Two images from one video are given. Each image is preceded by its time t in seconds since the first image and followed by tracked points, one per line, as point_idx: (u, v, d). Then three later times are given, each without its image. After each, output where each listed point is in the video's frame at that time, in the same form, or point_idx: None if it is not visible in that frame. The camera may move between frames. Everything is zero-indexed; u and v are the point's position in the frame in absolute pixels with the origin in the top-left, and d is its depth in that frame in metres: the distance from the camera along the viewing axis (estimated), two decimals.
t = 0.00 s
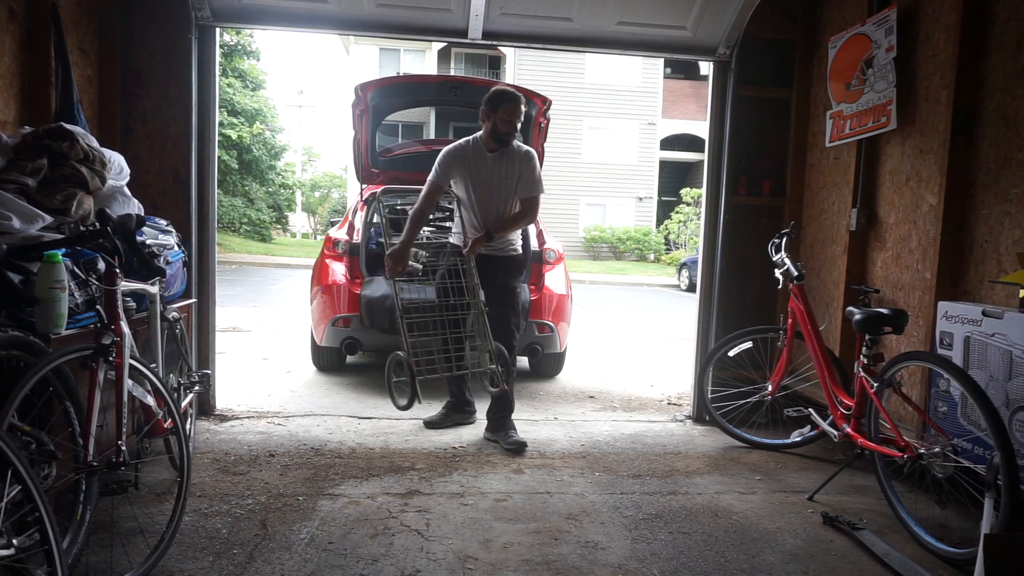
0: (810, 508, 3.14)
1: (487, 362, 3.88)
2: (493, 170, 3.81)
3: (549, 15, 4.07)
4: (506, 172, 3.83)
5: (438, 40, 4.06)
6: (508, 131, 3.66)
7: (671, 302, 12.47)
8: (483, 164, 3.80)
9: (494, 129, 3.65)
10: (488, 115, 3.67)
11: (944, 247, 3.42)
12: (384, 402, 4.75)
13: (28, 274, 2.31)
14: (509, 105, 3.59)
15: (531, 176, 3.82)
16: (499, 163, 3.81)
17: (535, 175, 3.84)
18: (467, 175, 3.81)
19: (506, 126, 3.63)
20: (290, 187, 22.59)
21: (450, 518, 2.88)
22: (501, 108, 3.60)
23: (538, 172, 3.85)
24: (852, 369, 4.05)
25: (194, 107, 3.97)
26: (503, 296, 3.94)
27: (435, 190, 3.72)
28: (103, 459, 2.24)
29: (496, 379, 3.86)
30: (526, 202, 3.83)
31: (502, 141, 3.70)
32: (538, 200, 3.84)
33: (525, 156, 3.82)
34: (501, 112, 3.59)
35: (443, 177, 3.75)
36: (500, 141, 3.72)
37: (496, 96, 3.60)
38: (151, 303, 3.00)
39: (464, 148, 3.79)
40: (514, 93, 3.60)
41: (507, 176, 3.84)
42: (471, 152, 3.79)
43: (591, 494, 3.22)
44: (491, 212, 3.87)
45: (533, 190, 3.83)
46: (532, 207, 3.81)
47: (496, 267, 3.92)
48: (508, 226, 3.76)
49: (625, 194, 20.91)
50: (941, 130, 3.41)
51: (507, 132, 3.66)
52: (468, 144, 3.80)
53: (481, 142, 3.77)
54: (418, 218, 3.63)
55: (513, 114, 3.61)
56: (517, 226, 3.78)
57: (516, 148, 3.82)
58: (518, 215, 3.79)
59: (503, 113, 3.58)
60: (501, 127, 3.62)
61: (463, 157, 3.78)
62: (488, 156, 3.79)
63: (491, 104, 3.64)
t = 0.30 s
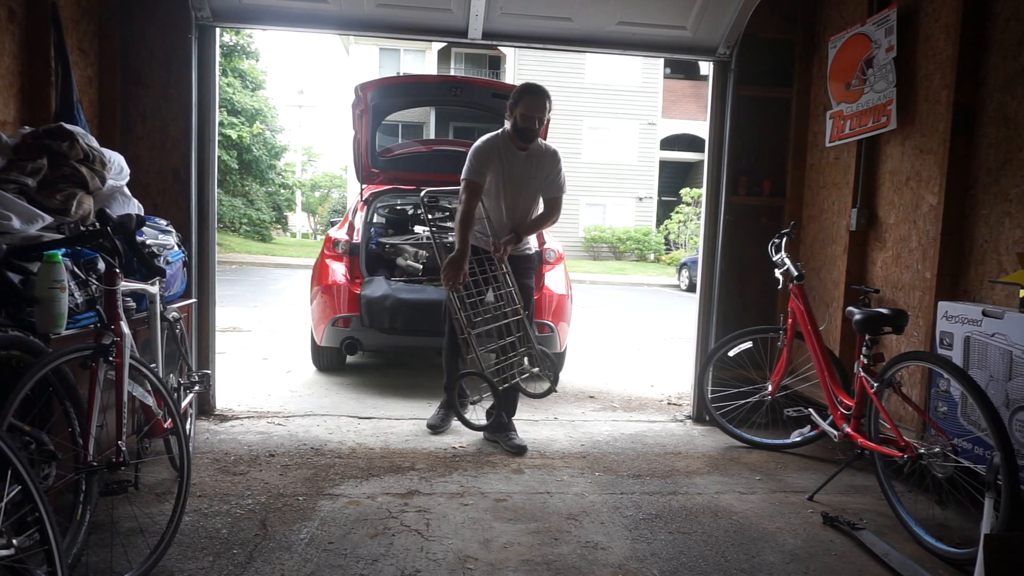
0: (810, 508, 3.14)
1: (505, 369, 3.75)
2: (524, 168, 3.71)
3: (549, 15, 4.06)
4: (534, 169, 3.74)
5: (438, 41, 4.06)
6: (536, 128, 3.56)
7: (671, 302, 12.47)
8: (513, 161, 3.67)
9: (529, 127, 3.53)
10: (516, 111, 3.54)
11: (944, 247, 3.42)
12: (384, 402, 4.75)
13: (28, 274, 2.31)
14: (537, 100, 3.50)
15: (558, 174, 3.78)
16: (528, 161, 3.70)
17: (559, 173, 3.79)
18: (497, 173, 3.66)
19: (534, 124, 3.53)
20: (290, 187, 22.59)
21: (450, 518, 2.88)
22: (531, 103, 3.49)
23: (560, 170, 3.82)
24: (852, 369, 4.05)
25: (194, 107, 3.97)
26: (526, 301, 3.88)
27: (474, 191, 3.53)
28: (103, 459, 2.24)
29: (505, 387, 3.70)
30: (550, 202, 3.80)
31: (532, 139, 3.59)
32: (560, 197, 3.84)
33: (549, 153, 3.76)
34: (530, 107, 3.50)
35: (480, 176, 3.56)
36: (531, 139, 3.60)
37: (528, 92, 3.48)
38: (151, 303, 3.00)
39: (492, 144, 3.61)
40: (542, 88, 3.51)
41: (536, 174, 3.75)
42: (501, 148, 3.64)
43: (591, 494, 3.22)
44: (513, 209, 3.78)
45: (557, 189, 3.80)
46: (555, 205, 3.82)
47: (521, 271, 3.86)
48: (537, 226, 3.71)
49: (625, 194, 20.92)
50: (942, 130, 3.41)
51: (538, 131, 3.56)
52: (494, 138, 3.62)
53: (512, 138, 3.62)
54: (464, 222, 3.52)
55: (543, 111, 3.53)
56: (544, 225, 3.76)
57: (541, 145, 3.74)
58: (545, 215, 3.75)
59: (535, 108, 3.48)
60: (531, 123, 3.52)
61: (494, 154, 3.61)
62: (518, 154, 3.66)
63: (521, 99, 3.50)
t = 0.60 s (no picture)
0: (810, 508, 3.14)
1: (511, 372, 3.66)
2: (524, 164, 3.64)
3: (549, 15, 4.06)
4: (535, 164, 3.67)
5: (438, 41, 4.06)
6: (529, 120, 3.50)
7: (671, 302, 12.46)
8: (512, 158, 3.60)
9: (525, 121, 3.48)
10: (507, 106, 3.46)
11: (944, 246, 3.42)
12: (384, 402, 4.75)
13: (28, 274, 2.31)
14: (528, 94, 3.43)
15: (559, 165, 3.73)
16: (528, 155, 3.63)
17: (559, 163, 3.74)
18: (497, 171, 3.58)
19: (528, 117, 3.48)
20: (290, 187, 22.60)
21: (450, 518, 2.88)
22: (522, 96, 3.42)
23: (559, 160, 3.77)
24: (852, 369, 4.05)
25: (194, 107, 3.97)
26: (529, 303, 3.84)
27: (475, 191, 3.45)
28: (103, 459, 2.24)
29: (505, 392, 3.54)
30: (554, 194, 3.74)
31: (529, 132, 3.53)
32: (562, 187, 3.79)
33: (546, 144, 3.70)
34: (521, 101, 3.43)
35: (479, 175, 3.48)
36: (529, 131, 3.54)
37: (517, 84, 3.40)
38: (151, 303, 3.00)
39: (487, 142, 3.52)
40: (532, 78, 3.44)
41: (536, 168, 3.68)
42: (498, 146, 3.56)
43: (591, 494, 3.22)
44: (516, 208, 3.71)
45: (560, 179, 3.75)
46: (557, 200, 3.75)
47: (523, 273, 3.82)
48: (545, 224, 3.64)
49: (625, 194, 20.92)
50: (942, 130, 3.41)
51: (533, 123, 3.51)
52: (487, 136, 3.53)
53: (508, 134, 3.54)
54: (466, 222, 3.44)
55: (535, 103, 3.47)
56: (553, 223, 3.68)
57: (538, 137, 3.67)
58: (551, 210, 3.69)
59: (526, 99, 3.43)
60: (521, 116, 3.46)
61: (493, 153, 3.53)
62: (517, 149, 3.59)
63: (512, 94, 3.43)
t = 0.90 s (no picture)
0: (810, 508, 3.14)
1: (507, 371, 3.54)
2: (497, 161, 3.48)
3: (549, 15, 4.06)
4: (507, 161, 3.50)
5: (438, 40, 4.06)
6: (494, 115, 3.34)
7: (671, 302, 12.46)
8: (481, 156, 3.45)
9: (488, 116, 3.31)
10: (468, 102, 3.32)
11: (944, 246, 3.42)
12: (383, 402, 4.75)
13: (28, 274, 2.31)
14: (485, 89, 3.27)
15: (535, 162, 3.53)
16: (501, 152, 3.47)
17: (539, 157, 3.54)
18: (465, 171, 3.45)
19: (490, 112, 3.32)
20: (290, 187, 22.62)
21: (450, 518, 2.88)
22: (479, 91, 3.27)
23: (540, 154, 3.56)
24: (852, 369, 4.05)
25: (194, 107, 3.97)
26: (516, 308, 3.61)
27: (438, 192, 3.34)
28: (103, 459, 2.24)
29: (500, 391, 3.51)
30: (535, 191, 3.54)
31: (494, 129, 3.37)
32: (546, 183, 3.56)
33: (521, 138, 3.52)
34: (479, 95, 3.27)
35: (443, 177, 3.36)
36: (497, 127, 3.38)
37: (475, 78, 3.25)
38: (151, 303, 3.00)
39: (452, 141, 3.41)
40: (493, 70, 3.29)
41: (507, 166, 3.50)
42: (466, 145, 3.43)
43: (591, 494, 3.22)
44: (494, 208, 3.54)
45: (541, 175, 3.54)
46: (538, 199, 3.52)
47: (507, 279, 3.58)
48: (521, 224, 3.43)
49: (625, 194, 20.92)
50: (941, 130, 3.42)
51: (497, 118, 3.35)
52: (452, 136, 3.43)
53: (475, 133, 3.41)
54: (426, 224, 3.32)
55: (496, 96, 3.30)
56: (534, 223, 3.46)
57: (514, 132, 3.51)
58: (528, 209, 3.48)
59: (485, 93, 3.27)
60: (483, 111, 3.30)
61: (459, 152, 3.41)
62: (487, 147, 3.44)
63: (470, 91, 3.28)
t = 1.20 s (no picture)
0: (810, 508, 3.14)
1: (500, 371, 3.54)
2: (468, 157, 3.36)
3: (549, 15, 4.06)
4: (482, 154, 3.38)
5: (438, 40, 4.06)
6: (466, 106, 3.21)
7: (671, 302, 12.46)
8: (454, 148, 3.37)
9: (452, 111, 3.19)
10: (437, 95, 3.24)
11: (944, 246, 3.42)
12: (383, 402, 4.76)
13: (28, 274, 2.31)
14: (449, 81, 3.16)
15: (512, 157, 3.37)
16: (472, 148, 3.36)
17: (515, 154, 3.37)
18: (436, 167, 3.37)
19: (455, 107, 3.20)
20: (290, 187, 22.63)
21: (450, 518, 2.88)
22: (445, 83, 3.16)
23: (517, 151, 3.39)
24: (852, 369, 4.05)
25: (194, 107, 3.97)
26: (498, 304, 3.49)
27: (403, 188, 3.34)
28: (103, 459, 2.24)
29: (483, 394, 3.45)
30: (508, 188, 3.37)
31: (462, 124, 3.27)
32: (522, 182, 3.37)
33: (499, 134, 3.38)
34: (443, 87, 3.18)
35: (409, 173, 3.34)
36: (467, 121, 3.27)
37: (446, 67, 3.13)
38: (151, 303, 3.00)
39: (426, 136, 3.38)
40: (463, 61, 3.17)
41: (482, 159, 3.38)
42: (438, 139, 3.37)
43: (591, 494, 3.22)
44: (470, 207, 3.43)
45: (515, 173, 3.35)
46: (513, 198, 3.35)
47: (485, 279, 3.47)
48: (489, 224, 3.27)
49: (625, 194, 20.93)
50: (941, 130, 3.42)
51: (464, 113, 3.23)
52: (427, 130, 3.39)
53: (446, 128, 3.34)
54: (384, 221, 3.28)
55: (461, 89, 3.18)
56: (503, 224, 3.29)
57: (490, 128, 3.39)
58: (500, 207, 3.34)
59: (454, 84, 3.17)
60: (452, 101, 3.20)
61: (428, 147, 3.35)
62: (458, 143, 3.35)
63: (436, 84, 3.20)
